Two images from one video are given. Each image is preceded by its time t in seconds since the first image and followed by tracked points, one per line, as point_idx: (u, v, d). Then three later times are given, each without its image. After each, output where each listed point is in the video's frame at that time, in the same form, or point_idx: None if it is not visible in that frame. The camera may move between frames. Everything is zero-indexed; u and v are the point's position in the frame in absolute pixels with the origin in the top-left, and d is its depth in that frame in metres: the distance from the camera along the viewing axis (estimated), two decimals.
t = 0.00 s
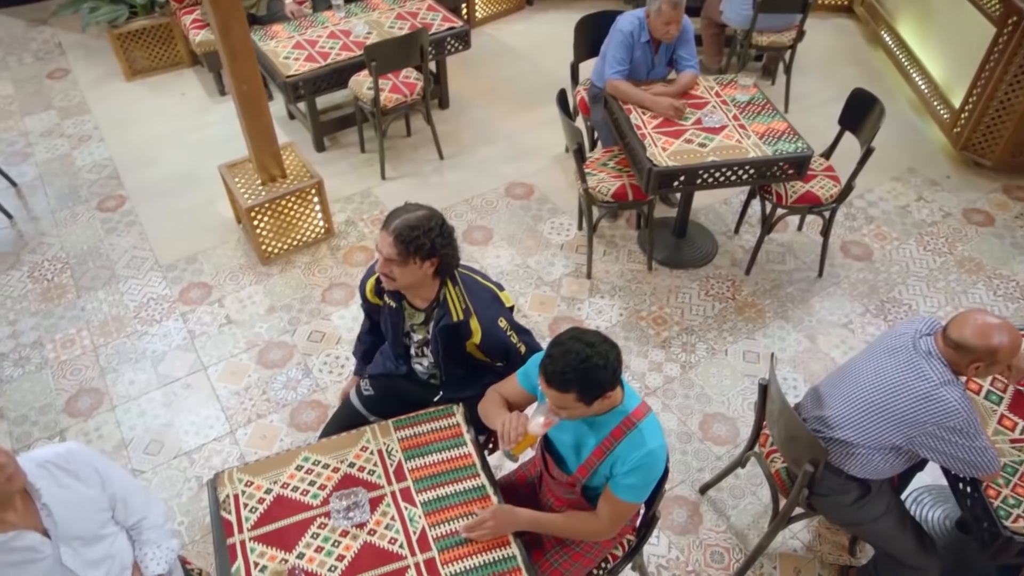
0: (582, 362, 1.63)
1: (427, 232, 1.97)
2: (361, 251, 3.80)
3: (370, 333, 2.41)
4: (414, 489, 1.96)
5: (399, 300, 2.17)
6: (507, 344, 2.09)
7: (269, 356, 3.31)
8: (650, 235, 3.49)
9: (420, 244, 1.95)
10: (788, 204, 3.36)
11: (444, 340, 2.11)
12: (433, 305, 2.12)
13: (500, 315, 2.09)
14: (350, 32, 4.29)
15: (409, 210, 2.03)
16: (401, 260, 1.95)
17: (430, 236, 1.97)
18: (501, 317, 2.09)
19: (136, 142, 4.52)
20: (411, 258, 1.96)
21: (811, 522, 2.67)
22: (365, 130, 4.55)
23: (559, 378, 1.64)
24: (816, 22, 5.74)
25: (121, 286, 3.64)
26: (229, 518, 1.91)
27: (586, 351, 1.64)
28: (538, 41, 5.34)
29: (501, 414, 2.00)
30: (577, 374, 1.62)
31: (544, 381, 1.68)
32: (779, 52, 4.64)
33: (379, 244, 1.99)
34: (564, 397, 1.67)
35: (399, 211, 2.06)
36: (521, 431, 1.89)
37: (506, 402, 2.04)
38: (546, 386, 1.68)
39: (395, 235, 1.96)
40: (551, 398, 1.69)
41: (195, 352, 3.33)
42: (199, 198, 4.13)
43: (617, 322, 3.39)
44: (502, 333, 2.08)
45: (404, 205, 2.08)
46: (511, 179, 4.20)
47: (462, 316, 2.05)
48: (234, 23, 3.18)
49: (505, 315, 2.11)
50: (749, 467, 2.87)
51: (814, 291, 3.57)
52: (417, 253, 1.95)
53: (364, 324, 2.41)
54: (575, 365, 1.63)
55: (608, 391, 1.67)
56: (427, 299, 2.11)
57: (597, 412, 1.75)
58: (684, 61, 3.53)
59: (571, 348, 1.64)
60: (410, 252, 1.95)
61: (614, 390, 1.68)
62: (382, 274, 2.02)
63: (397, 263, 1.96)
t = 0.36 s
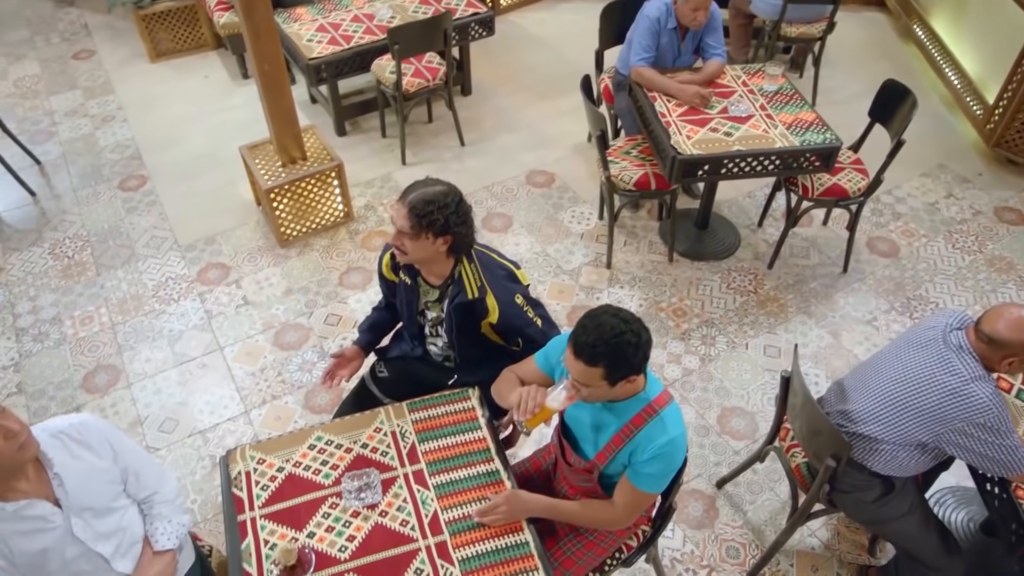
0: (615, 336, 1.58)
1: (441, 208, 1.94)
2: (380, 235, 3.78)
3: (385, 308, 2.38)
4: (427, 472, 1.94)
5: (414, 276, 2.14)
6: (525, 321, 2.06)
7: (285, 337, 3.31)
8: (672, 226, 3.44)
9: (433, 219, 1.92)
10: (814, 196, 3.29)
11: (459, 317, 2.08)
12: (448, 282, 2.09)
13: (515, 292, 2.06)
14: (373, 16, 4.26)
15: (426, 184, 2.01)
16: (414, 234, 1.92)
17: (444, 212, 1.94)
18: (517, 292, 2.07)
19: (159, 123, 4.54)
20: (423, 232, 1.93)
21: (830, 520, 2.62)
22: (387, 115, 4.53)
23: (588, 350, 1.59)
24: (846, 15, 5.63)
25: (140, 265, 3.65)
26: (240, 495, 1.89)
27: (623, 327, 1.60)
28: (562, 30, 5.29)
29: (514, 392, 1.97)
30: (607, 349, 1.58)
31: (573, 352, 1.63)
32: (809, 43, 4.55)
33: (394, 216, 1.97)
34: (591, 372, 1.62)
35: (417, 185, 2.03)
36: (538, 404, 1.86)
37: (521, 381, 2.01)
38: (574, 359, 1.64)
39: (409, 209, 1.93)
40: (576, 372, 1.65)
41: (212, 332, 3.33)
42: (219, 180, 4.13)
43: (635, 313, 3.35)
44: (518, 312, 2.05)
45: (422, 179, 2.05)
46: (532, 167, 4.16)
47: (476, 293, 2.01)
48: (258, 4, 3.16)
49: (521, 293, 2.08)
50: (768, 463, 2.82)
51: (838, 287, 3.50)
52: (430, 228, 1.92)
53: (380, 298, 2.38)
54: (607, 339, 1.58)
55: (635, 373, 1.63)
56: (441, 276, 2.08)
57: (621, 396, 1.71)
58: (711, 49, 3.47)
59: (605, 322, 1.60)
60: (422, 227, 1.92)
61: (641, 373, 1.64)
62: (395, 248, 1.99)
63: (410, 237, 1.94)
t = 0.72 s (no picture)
0: (640, 315, 1.54)
1: (459, 186, 1.91)
2: (398, 222, 3.77)
3: (404, 292, 2.35)
4: (439, 456, 1.91)
5: (430, 257, 2.11)
6: (542, 304, 2.03)
7: (301, 322, 3.29)
8: (694, 218, 3.39)
9: (451, 198, 1.89)
10: (840, 190, 3.22)
11: (475, 299, 2.05)
12: (465, 263, 2.06)
13: (533, 274, 2.03)
14: (396, 3, 4.24)
15: (444, 162, 1.98)
16: (430, 211, 1.90)
17: (462, 190, 1.91)
18: (534, 274, 2.05)
19: (180, 107, 4.55)
20: (441, 210, 1.90)
21: (849, 520, 2.56)
22: (407, 103, 4.51)
23: (611, 329, 1.55)
24: (875, 10, 5.54)
25: (159, 247, 3.65)
26: (250, 474, 1.88)
27: (648, 307, 1.56)
28: (586, 21, 5.24)
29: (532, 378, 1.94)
30: (630, 327, 1.54)
31: (595, 329, 1.59)
32: (837, 37, 4.46)
33: (411, 194, 1.95)
34: (613, 352, 1.58)
35: (435, 163, 2.00)
36: (554, 395, 1.81)
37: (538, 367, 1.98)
38: (595, 337, 1.59)
39: (427, 187, 1.91)
40: (597, 353, 1.60)
41: (228, 315, 3.33)
42: (239, 164, 4.13)
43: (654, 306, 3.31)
44: (535, 294, 2.02)
45: (440, 157, 2.02)
46: (552, 158, 4.13)
47: (493, 275, 1.98)
48: None
49: (539, 275, 2.05)
50: (786, 460, 2.77)
51: (862, 284, 3.43)
52: (447, 206, 1.89)
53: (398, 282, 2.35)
54: (631, 318, 1.54)
55: (657, 356, 1.59)
56: (458, 257, 2.05)
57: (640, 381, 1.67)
58: (738, 39, 3.40)
59: (629, 301, 1.56)
60: (439, 205, 1.89)
61: (662, 358, 1.60)
62: (411, 226, 1.97)
63: (427, 215, 1.91)
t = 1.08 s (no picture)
0: (661, 296, 1.51)
1: (479, 167, 1.89)
2: (415, 211, 3.74)
3: (421, 279, 2.31)
4: (452, 443, 1.88)
5: (449, 240, 2.09)
6: (560, 291, 2.01)
7: (316, 308, 3.28)
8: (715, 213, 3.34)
9: (470, 179, 1.88)
10: (866, 187, 3.15)
11: (493, 284, 2.02)
12: (483, 247, 2.04)
13: (552, 259, 2.02)
14: None
15: (464, 143, 1.96)
16: (450, 192, 1.88)
17: (481, 171, 1.89)
18: (554, 259, 2.03)
19: (202, 93, 4.56)
20: (460, 192, 1.88)
21: (868, 522, 2.50)
22: (428, 93, 4.49)
23: (631, 307, 1.52)
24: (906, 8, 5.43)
25: (177, 231, 3.66)
26: (261, 455, 1.86)
27: (671, 290, 1.53)
28: (610, 14, 5.19)
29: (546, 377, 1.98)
30: (650, 307, 1.50)
31: (614, 307, 1.56)
32: (866, 33, 4.38)
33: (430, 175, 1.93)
34: (629, 334, 1.54)
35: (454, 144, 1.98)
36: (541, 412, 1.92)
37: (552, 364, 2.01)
38: (613, 315, 1.56)
39: (446, 167, 1.89)
40: (614, 333, 1.57)
41: (243, 300, 3.32)
42: (258, 150, 4.13)
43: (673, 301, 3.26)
44: (554, 280, 2.00)
45: (460, 138, 2.00)
46: (573, 150, 4.09)
47: (513, 259, 1.96)
48: None
49: (558, 260, 2.04)
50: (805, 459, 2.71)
51: (886, 284, 3.36)
52: (467, 187, 1.87)
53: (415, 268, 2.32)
54: (652, 298, 1.51)
55: (674, 344, 1.55)
56: (476, 241, 2.04)
57: (657, 368, 1.64)
58: (764, 31, 3.34)
59: (653, 282, 1.53)
60: (459, 186, 1.88)
61: (679, 347, 1.56)
62: (430, 208, 1.95)
63: (446, 197, 1.89)
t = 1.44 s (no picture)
0: (687, 275, 1.49)
1: (498, 149, 1.85)
2: (432, 201, 3.72)
3: (435, 265, 2.29)
4: (464, 429, 1.85)
5: (465, 225, 2.06)
6: (578, 279, 1.98)
7: (330, 296, 3.27)
8: (736, 208, 3.29)
9: (490, 161, 1.83)
10: (891, 184, 3.08)
11: (511, 269, 2.00)
12: (502, 232, 2.01)
13: (571, 246, 1.98)
14: None
15: (482, 125, 1.91)
16: (470, 176, 1.85)
17: (501, 153, 1.85)
18: (573, 246, 2.00)
19: (222, 81, 4.56)
20: (479, 175, 1.84)
21: (887, 524, 2.44)
22: (447, 84, 4.46)
23: (655, 283, 1.50)
24: (934, 6, 5.34)
25: (193, 216, 3.66)
26: (270, 437, 1.84)
27: (698, 271, 1.50)
28: (632, 9, 5.14)
29: (549, 382, 1.89)
30: (674, 284, 1.48)
31: (638, 284, 1.54)
32: (894, 30, 4.30)
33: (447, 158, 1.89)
34: (649, 310, 1.52)
35: (470, 126, 1.93)
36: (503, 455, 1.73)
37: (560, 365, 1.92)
38: (636, 290, 1.54)
39: (464, 151, 1.85)
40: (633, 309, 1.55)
41: (258, 286, 3.31)
42: (277, 138, 4.13)
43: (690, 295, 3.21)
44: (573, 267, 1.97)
45: (476, 119, 1.95)
46: (592, 143, 4.05)
47: (531, 245, 1.93)
48: None
49: (577, 247, 2.00)
50: (824, 458, 2.65)
51: (909, 284, 3.29)
52: (487, 170, 1.83)
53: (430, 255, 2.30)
54: (677, 275, 1.49)
55: (692, 327, 1.52)
56: (495, 225, 2.01)
57: (676, 353, 1.61)
58: (790, 24, 3.28)
59: (681, 260, 1.51)
60: (478, 169, 1.84)
61: (698, 331, 1.53)
62: (449, 192, 1.91)
63: (465, 181, 1.86)
